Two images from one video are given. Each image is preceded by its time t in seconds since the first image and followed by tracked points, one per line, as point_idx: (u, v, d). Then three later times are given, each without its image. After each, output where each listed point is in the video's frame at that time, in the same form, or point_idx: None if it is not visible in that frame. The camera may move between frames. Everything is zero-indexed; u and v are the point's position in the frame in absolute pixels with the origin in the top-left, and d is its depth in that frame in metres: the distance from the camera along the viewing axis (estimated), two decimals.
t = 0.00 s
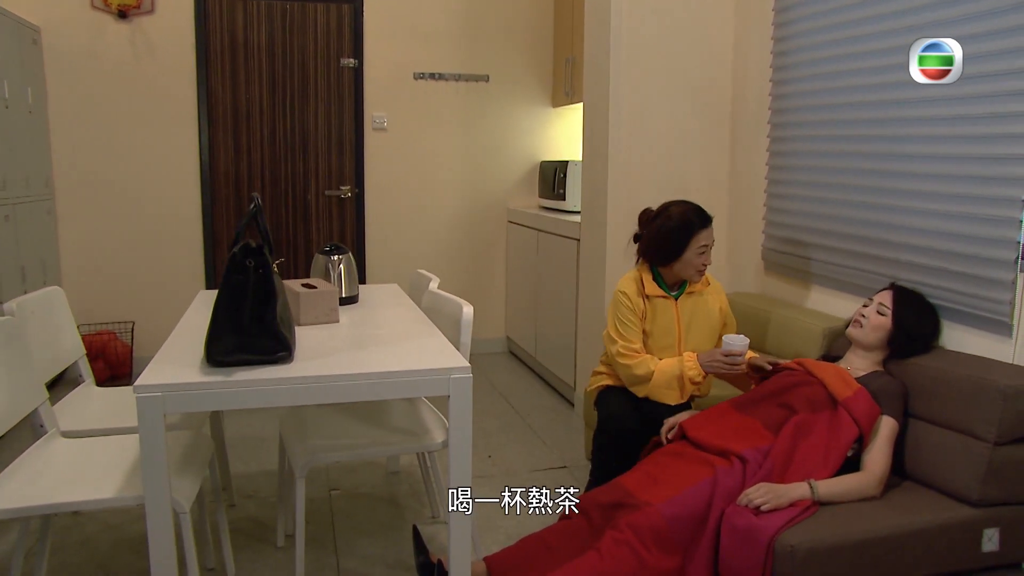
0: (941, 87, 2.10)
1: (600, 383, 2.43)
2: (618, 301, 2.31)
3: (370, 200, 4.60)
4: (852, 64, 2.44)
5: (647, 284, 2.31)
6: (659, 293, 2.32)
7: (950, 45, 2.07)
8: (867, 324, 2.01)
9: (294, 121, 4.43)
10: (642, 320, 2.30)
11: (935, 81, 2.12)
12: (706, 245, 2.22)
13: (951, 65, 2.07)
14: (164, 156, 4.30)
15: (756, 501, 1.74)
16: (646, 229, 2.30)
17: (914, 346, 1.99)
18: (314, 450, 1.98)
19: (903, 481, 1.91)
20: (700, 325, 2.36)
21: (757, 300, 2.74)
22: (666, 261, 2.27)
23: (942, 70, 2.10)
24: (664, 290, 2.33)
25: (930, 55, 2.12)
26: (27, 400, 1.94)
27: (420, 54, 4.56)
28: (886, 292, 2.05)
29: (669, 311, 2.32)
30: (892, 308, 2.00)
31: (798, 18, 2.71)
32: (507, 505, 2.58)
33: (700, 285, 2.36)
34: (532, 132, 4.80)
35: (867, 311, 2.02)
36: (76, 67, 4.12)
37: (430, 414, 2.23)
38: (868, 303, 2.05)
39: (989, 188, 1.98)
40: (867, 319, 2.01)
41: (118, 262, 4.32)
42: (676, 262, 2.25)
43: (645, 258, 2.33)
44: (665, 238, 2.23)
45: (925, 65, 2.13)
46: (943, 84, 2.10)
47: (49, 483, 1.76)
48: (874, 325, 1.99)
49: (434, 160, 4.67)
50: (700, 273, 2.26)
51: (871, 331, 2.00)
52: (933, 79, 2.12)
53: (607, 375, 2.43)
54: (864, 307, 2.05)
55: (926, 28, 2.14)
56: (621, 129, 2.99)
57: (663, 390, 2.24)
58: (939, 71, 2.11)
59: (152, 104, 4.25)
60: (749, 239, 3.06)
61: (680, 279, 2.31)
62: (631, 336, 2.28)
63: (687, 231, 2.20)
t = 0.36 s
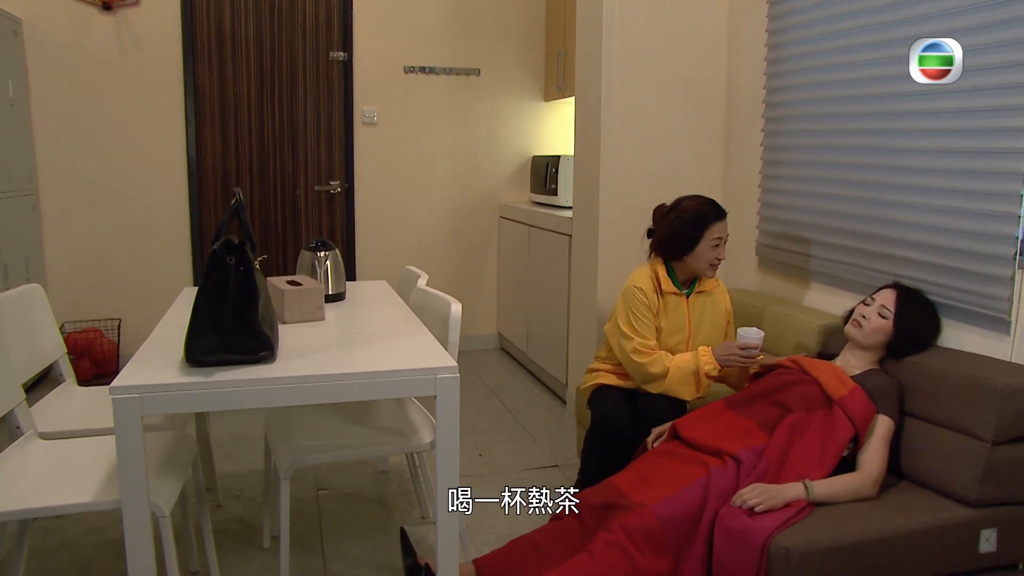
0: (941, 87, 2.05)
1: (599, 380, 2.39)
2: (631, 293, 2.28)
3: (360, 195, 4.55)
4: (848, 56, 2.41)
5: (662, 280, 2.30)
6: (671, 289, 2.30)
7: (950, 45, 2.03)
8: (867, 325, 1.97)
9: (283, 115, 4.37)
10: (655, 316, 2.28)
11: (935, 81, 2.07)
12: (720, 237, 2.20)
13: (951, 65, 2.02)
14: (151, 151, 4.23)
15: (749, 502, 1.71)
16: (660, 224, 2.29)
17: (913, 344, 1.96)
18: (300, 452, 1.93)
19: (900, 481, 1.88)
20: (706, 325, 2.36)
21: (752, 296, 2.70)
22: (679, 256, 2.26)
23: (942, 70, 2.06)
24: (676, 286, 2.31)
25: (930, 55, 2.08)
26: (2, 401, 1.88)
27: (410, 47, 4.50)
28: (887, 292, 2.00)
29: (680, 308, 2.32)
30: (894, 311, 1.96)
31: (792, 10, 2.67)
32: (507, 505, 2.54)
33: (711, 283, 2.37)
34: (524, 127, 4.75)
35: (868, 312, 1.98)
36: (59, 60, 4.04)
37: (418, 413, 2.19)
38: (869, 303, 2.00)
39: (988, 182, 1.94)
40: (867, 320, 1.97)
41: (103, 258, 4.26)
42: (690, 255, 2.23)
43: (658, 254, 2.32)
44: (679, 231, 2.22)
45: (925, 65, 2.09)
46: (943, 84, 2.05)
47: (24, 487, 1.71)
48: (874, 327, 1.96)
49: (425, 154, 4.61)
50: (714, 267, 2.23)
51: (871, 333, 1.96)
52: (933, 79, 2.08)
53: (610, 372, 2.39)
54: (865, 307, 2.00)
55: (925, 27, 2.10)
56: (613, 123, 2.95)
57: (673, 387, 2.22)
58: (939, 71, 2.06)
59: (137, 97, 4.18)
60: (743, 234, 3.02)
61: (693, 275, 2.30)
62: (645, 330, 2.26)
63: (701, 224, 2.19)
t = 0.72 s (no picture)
0: (941, 88, 2.01)
1: (594, 382, 2.35)
2: (629, 294, 2.23)
3: (349, 191, 4.49)
4: (841, 50, 2.37)
5: (660, 281, 2.26)
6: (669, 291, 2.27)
7: (949, 44, 1.98)
8: (871, 333, 1.93)
9: (270, 109, 4.31)
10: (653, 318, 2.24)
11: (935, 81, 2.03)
12: (718, 239, 2.17)
13: (951, 65, 1.98)
14: (135, 146, 4.16)
15: (742, 503, 1.68)
16: (658, 225, 2.25)
17: (906, 341, 1.93)
18: (283, 453, 1.90)
19: (894, 481, 1.85)
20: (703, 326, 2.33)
21: (744, 293, 2.67)
22: (678, 257, 2.22)
23: (942, 70, 2.01)
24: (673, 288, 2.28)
25: (930, 55, 2.04)
26: None
27: (400, 41, 4.44)
28: (887, 294, 1.95)
29: (677, 309, 2.29)
30: (897, 316, 1.93)
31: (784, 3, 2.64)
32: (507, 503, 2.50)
33: (707, 284, 2.34)
34: (514, 122, 4.70)
35: (872, 319, 1.93)
36: (41, 52, 3.97)
37: (405, 413, 2.15)
38: (869, 309, 1.95)
39: (983, 177, 1.91)
40: (871, 328, 1.93)
41: (86, 254, 4.19)
42: (688, 256, 2.20)
43: (656, 254, 2.28)
44: (678, 232, 2.18)
45: (925, 66, 2.04)
46: (943, 85, 2.01)
47: None
48: (880, 335, 1.92)
49: (414, 149, 4.56)
50: (712, 268, 2.20)
51: (875, 341, 1.93)
52: (933, 79, 2.04)
53: (605, 373, 2.36)
54: (866, 314, 1.95)
55: (923, 26, 2.05)
56: (604, 117, 2.91)
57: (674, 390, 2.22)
58: (939, 71, 2.02)
59: (121, 91, 4.10)
60: (735, 230, 2.99)
61: (690, 276, 2.27)
62: (644, 333, 2.22)
63: (699, 224, 2.16)
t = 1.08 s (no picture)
0: (939, 88, 1.97)
1: (581, 381, 2.31)
2: (619, 292, 2.20)
3: (335, 187, 4.44)
4: (831, 44, 2.35)
5: (651, 281, 2.23)
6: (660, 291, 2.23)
7: (950, 44, 1.94)
8: (870, 338, 1.90)
9: (254, 104, 4.24)
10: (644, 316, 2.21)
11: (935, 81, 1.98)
12: (711, 242, 2.13)
13: (951, 65, 1.93)
14: (116, 141, 4.09)
15: (732, 505, 1.65)
16: (649, 222, 2.22)
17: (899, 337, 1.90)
18: (263, 455, 1.86)
19: (886, 481, 1.83)
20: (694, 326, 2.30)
21: (734, 291, 2.64)
22: (668, 256, 2.19)
23: (943, 70, 1.96)
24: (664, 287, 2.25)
25: (930, 55, 1.98)
26: None
27: (386, 35, 4.38)
28: (887, 298, 1.91)
29: (667, 308, 2.26)
30: (895, 320, 1.90)
31: None
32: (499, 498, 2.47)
33: (698, 283, 2.31)
34: (502, 117, 4.66)
35: (872, 323, 1.89)
36: (19, 46, 3.89)
37: (389, 414, 2.11)
38: (868, 311, 1.91)
39: (976, 173, 1.89)
40: (871, 332, 1.89)
41: (66, 251, 4.11)
42: (678, 256, 2.16)
43: (646, 252, 2.25)
44: (668, 231, 2.14)
45: (925, 65, 1.99)
46: (943, 85, 1.96)
47: None
48: (878, 340, 1.89)
49: (401, 145, 4.51)
50: (701, 269, 2.17)
51: (873, 344, 1.91)
52: (933, 79, 1.98)
53: (591, 373, 2.32)
54: (866, 316, 1.91)
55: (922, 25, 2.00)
56: (592, 112, 2.87)
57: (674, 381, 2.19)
58: (939, 71, 1.97)
59: (102, 86, 4.03)
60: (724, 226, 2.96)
61: (681, 276, 2.24)
62: (637, 330, 2.18)
63: (690, 225, 2.11)
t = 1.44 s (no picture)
0: (940, 89, 1.92)
1: (570, 379, 2.28)
2: (606, 282, 2.18)
3: (320, 183, 4.38)
4: (821, 37, 2.32)
5: (637, 271, 2.20)
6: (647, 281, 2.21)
7: (950, 44, 1.89)
8: (858, 334, 1.87)
9: (238, 99, 4.18)
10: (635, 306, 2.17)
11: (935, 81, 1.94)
12: (693, 228, 2.11)
13: (951, 65, 1.89)
14: (97, 136, 4.02)
15: (721, 506, 1.62)
16: (631, 211, 2.19)
17: (889, 334, 1.88)
18: (244, 457, 1.81)
19: (877, 480, 1.81)
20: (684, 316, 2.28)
21: (723, 287, 2.61)
22: (652, 245, 2.16)
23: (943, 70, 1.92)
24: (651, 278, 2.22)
25: (930, 54, 1.94)
26: None
27: (372, 28, 4.33)
28: (873, 293, 1.89)
29: (655, 298, 2.22)
30: (883, 315, 1.88)
31: None
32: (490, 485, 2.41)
33: (685, 272, 2.27)
34: (489, 112, 4.61)
35: (858, 319, 1.87)
36: None
37: (372, 413, 2.08)
38: (855, 307, 1.89)
39: (967, 166, 1.87)
40: (858, 328, 1.87)
41: (46, 248, 4.04)
42: (662, 245, 2.14)
43: (630, 243, 2.22)
44: (651, 220, 2.11)
45: (925, 65, 1.95)
46: (943, 86, 1.92)
47: None
48: (866, 336, 1.87)
49: (387, 140, 4.46)
50: (686, 257, 2.14)
51: (861, 340, 1.88)
52: (933, 79, 1.94)
53: (580, 371, 2.28)
54: (852, 312, 1.89)
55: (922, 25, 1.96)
56: (579, 107, 2.84)
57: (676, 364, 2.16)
58: (939, 71, 1.93)
59: (82, 79, 3.95)
60: (713, 222, 2.93)
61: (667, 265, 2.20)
62: (628, 318, 2.14)
63: (672, 212, 2.09)
